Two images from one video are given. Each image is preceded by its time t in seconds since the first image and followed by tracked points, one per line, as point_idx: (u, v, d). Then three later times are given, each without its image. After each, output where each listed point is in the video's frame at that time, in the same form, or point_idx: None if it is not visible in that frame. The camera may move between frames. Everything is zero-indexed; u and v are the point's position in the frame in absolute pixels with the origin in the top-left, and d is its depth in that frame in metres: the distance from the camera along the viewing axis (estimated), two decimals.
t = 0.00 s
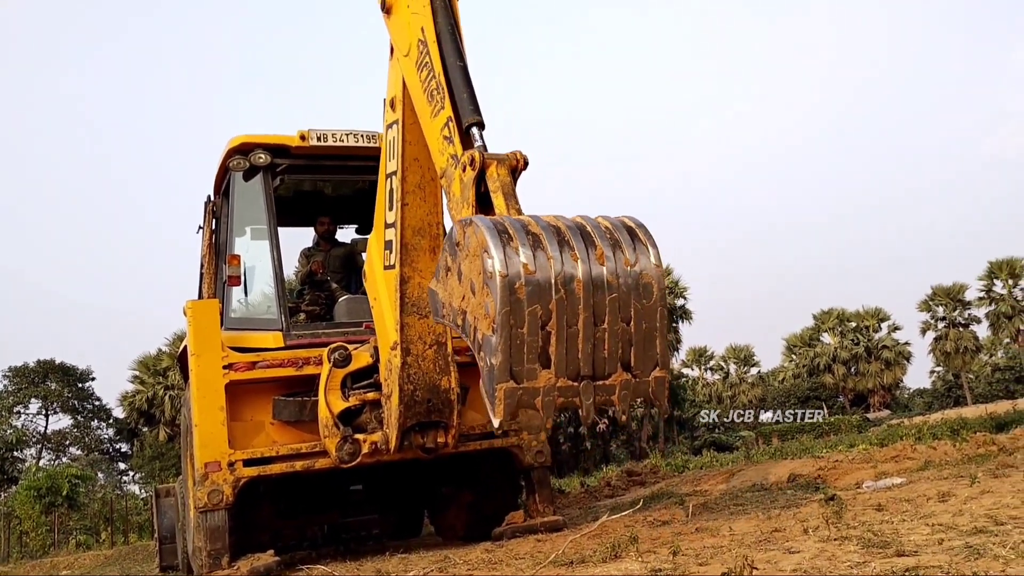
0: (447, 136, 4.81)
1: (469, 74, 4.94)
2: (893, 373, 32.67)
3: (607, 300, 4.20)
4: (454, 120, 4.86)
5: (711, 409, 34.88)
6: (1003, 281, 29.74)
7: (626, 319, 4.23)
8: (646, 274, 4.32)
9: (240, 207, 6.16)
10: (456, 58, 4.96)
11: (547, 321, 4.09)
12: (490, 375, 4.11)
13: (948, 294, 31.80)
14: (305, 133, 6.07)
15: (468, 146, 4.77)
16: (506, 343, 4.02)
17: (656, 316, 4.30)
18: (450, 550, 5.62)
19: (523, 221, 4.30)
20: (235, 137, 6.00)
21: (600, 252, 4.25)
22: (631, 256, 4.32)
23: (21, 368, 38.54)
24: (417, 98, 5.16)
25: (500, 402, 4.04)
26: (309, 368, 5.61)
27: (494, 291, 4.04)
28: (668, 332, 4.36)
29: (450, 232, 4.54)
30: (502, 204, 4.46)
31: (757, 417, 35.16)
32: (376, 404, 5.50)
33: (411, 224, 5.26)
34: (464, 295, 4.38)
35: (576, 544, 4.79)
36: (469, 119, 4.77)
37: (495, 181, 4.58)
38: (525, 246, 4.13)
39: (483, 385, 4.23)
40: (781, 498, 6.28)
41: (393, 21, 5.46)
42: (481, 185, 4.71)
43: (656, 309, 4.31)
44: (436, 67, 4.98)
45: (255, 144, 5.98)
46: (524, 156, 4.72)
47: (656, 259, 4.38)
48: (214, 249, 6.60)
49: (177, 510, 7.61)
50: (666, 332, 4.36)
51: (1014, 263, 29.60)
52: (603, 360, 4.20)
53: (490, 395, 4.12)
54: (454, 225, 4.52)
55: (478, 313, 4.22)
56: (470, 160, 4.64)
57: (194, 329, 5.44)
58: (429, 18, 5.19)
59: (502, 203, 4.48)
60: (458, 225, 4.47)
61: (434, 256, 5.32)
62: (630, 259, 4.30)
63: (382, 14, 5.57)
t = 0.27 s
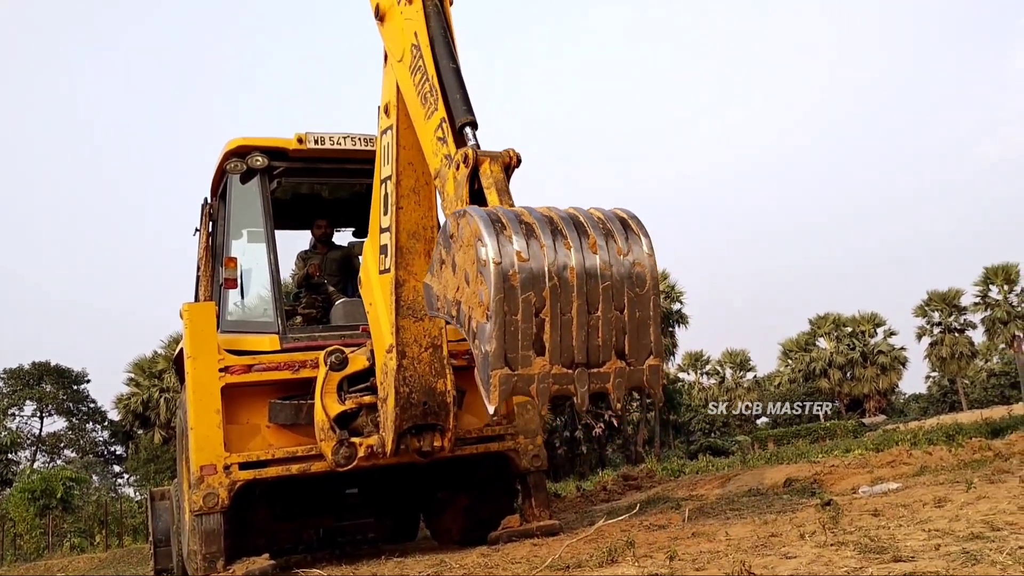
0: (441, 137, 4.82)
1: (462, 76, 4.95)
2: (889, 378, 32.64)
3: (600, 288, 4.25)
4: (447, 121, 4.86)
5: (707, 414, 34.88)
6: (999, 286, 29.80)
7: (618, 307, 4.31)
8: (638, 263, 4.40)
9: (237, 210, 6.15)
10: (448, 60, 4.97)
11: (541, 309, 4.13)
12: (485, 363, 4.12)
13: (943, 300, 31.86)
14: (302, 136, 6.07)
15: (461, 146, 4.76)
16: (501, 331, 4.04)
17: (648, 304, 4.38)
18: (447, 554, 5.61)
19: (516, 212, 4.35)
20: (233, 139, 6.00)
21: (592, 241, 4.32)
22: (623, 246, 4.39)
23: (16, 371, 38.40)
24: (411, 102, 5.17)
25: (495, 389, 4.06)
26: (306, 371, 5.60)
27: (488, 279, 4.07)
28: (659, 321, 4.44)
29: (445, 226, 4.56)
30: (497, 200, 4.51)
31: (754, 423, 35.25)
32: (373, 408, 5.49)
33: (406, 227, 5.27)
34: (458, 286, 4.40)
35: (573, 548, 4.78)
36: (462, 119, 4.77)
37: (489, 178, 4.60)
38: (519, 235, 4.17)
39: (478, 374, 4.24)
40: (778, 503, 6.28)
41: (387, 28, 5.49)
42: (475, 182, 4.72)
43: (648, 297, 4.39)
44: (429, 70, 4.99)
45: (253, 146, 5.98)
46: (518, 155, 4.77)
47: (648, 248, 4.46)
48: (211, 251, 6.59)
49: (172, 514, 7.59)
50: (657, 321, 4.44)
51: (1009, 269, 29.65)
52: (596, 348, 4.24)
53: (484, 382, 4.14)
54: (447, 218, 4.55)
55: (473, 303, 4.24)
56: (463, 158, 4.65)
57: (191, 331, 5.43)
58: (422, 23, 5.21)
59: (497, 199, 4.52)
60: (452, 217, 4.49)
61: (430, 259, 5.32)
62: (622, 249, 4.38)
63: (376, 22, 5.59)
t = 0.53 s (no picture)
0: (438, 134, 4.81)
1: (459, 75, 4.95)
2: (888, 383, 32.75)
3: (597, 274, 4.26)
4: (444, 119, 4.86)
5: (706, 416, 34.89)
6: (999, 291, 29.80)
7: (615, 293, 4.31)
8: (635, 250, 4.41)
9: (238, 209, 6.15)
10: (445, 60, 4.97)
11: (538, 294, 4.14)
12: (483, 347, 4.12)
13: (943, 304, 31.86)
14: (304, 136, 6.07)
15: (459, 143, 4.77)
16: (498, 315, 4.05)
17: (645, 290, 4.38)
18: (445, 555, 5.60)
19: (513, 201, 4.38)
20: (234, 138, 6.01)
21: (588, 228, 4.34)
22: (619, 233, 4.41)
23: (15, 368, 38.37)
24: (409, 103, 5.18)
25: (492, 372, 4.06)
26: (305, 371, 5.60)
27: (485, 264, 4.08)
28: (656, 308, 4.44)
29: (442, 216, 4.58)
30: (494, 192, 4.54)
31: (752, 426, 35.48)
32: (372, 408, 5.48)
33: (404, 227, 5.26)
34: (456, 274, 4.42)
35: (571, 551, 4.78)
36: (459, 116, 4.77)
37: (487, 172, 4.63)
38: (515, 221, 4.19)
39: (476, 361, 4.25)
40: (777, 507, 6.27)
41: (386, 31, 5.50)
42: (472, 177, 4.73)
43: (645, 284, 4.39)
44: (427, 70, 4.99)
45: (254, 145, 5.99)
46: (515, 150, 4.79)
47: (644, 236, 4.47)
48: (212, 250, 6.59)
49: (170, 512, 7.58)
50: (654, 308, 4.44)
51: (1009, 275, 29.65)
52: (594, 333, 4.24)
53: (482, 367, 4.15)
54: (444, 209, 4.57)
55: (470, 289, 4.25)
56: (461, 152, 4.66)
57: (191, 330, 5.43)
58: (419, 25, 5.22)
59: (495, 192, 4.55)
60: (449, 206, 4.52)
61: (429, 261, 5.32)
62: (618, 236, 4.39)
63: (375, 26, 5.60)
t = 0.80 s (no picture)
0: (440, 129, 4.81)
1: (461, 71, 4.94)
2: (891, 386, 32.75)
3: (597, 256, 4.26)
4: (446, 113, 4.85)
5: (707, 417, 34.87)
6: (1003, 296, 29.74)
7: (616, 276, 4.30)
8: (635, 234, 4.41)
9: (243, 203, 6.15)
10: (447, 56, 4.96)
11: (538, 275, 4.14)
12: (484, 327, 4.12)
13: (947, 308, 31.81)
14: (309, 130, 6.07)
15: (460, 135, 4.75)
16: (499, 294, 4.05)
17: (645, 274, 4.37)
18: (446, 552, 5.60)
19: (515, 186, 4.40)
20: (240, 132, 6.02)
21: (589, 212, 4.35)
22: (619, 218, 4.42)
23: (18, 358, 38.44)
24: (412, 101, 5.18)
25: (493, 352, 4.05)
26: (308, 366, 5.60)
27: (486, 244, 4.10)
28: (657, 291, 4.42)
29: (444, 203, 4.60)
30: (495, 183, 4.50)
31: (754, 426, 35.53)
32: (375, 404, 5.46)
33: (406, 224, 5.26)
34: (458, 258, 4.43)
35: (571, 549, 4.78)
36: (460, 110, 4.75)
37: (488, 163, 4.59)
38: (516, 204, 4.22)
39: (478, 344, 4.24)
40: (778, 508, 6.26)
41: (388, 32, 5.50)
42: (473, 168, 4.71)
43: (645, 267, 4.38)
44: (429, 67, 4.99)
45: (260, 139, 6.01)
46: (516, 142, 4.77)
47: (645, 220, 4.47)
48: (216, 243, 6.59)
49: (171, 504, 7.59)
50: (655, 291, 4.43)
51: (1013, 279, 29.59)
52: (594, 315, 4.23)
53: (483, 347, 4.14)
54: (446, 195, 4.59)
55: (471, 271, 4.26)
56: (462, 144, 4.65)
57: (194, 323, 5.43)
58: (421, 23, 5.22)
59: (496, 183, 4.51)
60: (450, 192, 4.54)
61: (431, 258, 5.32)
62: (618, 220, 4.40)
63: (377, 27, 5.60)
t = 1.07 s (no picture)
0: (441, 122, 4.79)
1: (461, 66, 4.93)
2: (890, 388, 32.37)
3: (596, 237, 4.27)
4: (446, 107, 4.84)
5: (707, 416, 34.89)
6: (1004, 300, 29.73)
7: (615, 258, 4.31)
8: (634, 217, 4.41)
9: (246, 195, 6.15)
10: (447, 51, 4.95)
11: (537, 255, 4.14)
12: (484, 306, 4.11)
13: (948, 311, 31.79)
14: (313, 123, 6.07)
15: (459, 127, 4.74)
16: (498, 273, 4.05)
17: (644, 256, 4.36)
18: (444, 547, 5.61)
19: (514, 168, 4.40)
20: (244, 124, 6.01)
21: (588, 194, 4.35)
22: (618, 201, 4.42)
23: (19, 347, 38.45)
24: (412, 97, 5.17)
25: (492, 331, 4.05)
26: (309, 359, 5.61)
27: (486, 224, 4.10)
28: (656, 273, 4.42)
29: (443, 187, 4.60)
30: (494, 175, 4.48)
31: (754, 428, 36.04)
32: (375, 398, 5.47)
33: (407, 220, 5.26)
34: (457, 240, 4.42)
35: (570, 546, 4.77)
36: (461, 102, 4.74)
37: (488, 153, 4.58)
38: (516, 185, 4.22)
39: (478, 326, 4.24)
40: (777, 508, 6.27)
41: (389, 31, 5.50)
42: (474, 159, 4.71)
43: (644, 249, 4.37)
44: (429, 62, 4.98)
45: (264, 132, 6.01)
46: (516, 132, 4.76)
47: (644, 204, 4.47)
48: (219, 236, 6.59)
49: (170, 495, 7.60)
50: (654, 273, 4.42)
51: (1015, 283, 29.57)
52: (593, 296, 4.23)
53: (483, 326, 4.14)
54: (446, 180, 4.59)
55: (471, 251, 4.26)
56: (462, 135, 4.64)
57: (196, 314, 5.44)
58: (422, 20, 5.20)
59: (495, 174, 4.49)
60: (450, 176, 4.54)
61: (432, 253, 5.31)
62: (617, 203, 4.40)
63: (378, 26, 5.60)
